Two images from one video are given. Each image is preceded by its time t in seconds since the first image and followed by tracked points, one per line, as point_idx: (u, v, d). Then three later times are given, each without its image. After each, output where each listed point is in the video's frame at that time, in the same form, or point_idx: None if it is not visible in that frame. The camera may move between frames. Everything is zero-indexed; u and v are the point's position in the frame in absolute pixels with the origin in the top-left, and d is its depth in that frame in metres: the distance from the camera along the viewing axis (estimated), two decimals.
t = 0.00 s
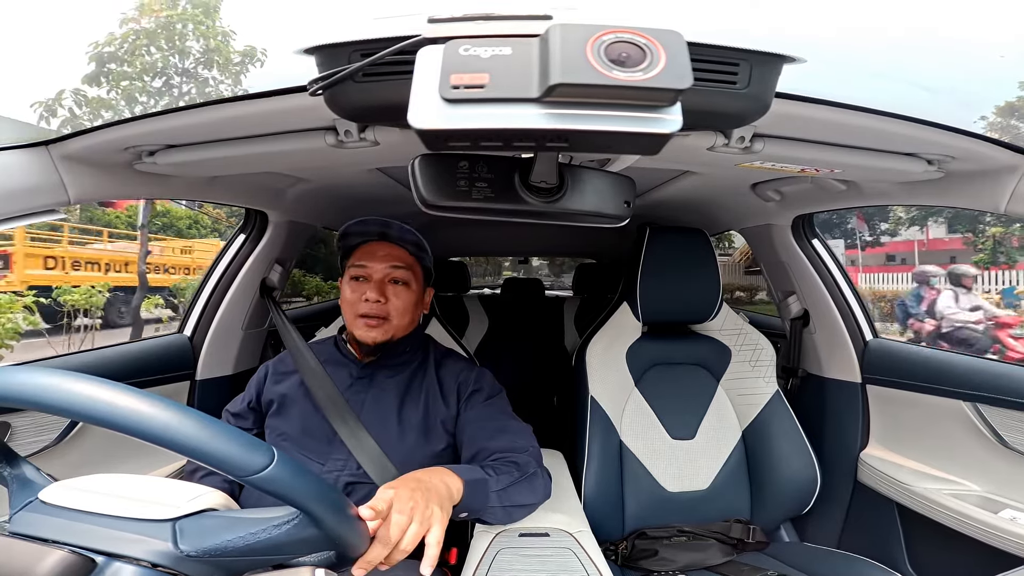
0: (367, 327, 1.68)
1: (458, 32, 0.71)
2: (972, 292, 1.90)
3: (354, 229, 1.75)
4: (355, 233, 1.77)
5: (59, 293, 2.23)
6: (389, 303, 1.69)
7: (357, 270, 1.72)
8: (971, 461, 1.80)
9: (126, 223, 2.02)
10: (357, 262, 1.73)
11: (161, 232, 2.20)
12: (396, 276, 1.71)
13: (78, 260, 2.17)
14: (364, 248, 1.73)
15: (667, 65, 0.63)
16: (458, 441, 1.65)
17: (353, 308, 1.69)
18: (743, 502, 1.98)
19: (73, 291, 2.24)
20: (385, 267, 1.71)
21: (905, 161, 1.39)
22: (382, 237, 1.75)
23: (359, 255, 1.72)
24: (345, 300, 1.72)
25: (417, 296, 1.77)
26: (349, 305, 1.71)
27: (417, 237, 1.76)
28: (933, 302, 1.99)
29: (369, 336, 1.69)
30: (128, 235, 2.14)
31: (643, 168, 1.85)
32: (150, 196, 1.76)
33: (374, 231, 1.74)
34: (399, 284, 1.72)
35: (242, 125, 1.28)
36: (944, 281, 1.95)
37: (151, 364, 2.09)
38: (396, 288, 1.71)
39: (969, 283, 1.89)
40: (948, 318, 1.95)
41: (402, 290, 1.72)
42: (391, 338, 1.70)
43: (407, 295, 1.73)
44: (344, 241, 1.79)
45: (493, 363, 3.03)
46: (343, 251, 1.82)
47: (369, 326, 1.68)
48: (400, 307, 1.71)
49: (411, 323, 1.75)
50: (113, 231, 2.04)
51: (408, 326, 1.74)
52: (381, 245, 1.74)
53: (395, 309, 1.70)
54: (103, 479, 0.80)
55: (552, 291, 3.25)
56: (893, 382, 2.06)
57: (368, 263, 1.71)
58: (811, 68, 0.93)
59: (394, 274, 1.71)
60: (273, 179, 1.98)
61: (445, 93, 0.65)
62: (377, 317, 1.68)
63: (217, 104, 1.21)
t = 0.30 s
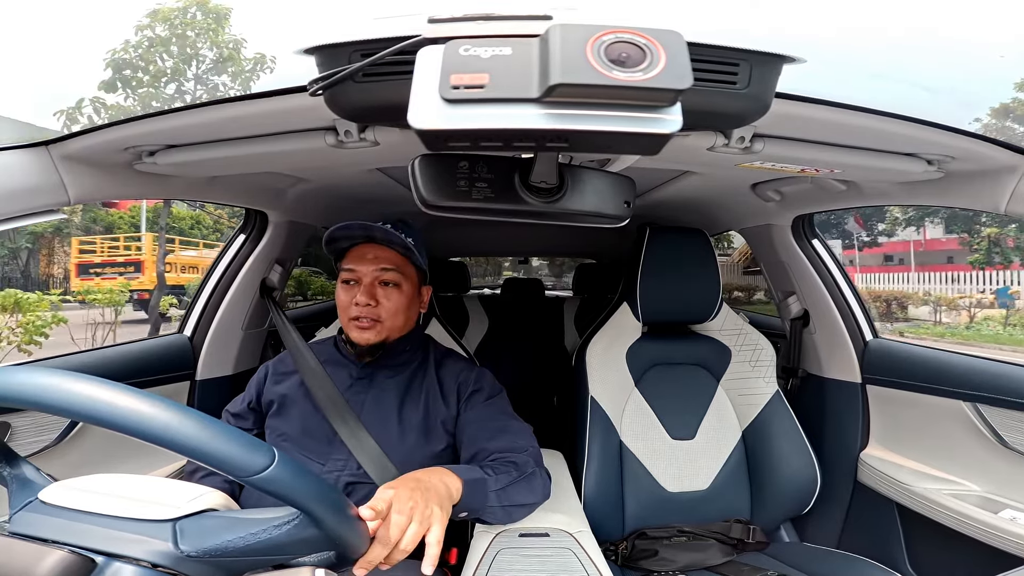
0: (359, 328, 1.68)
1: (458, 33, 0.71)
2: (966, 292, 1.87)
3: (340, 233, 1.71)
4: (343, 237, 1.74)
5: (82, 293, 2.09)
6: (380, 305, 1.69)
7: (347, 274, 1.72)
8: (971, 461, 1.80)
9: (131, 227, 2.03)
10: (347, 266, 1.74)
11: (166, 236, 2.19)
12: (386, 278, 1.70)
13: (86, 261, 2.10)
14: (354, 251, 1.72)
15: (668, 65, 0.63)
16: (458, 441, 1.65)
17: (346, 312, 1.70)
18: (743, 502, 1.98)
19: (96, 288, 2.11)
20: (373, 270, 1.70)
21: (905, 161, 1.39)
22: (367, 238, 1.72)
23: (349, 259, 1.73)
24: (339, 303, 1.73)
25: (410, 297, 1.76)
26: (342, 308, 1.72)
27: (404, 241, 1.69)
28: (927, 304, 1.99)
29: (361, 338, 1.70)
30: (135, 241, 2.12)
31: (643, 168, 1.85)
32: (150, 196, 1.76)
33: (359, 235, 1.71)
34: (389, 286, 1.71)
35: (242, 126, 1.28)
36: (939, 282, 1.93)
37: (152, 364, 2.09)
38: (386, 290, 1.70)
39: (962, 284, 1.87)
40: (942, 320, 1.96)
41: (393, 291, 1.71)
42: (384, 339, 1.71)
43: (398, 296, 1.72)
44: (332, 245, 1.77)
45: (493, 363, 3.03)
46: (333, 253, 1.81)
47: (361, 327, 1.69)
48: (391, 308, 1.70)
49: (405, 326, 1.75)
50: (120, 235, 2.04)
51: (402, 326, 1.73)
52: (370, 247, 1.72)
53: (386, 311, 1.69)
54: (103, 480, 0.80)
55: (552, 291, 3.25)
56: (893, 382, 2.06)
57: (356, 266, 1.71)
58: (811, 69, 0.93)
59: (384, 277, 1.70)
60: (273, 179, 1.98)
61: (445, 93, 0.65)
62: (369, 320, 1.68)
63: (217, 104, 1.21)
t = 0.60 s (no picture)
0: (357, 328, 1.69)
1: (459, 33, 0.71)
2: (960, 292, 1.86)
3: (338, 233, 1.70)
4: (341, 236, 1.73)
5: (100, 292, 2.11)
6: (378, 305, 1.69)
7: (346, 273, 1.72)
8: (970, 461, 1.80)
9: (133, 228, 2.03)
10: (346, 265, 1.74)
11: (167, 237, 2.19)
12: (384, 278, 1.70)
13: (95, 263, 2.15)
14: (352, 251, 1.72)
15: (668, 65, 0.63)
16: (458, 441, 1.65)
17: (344, 312, 1.71)
18: (743, 502, 1.98)
19: (114, 287, 2.15)
20: (371, 270, 1.70)
21: (905, 162, 1.39)
22: (366, 238, 1.71)
23: (347, 259, 1.72)
24: (338, 302, 1.73)
25: (409, 298, 1.76)
26: (340, 308, 1.72)
27: (402, 242, 1.69)
28: (923, 303, 1.98)
29: (360, 337, 1.70)
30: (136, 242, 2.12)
31: (643, 168, 1.85)
32: (150, 196, 1.76)
33: (358, 235, 1.70)
34: (388, 286, 1.71)
35: (243, 126, 1.28)
36: (935, 282, 1.92)
37: (152, 365, 2.09)
38: (384, 290, 1.70)
39: (957, 284, 1.86)
40: (937, 320, 1.96)
41: (391, 292, 1.71)
42: (382, 338, 1.71)
43: (395, 297, 1.72)
44: (330, 245, 1.76)
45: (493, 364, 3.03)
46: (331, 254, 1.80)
47: (360, 327, 1.69)
48: (388, 309, 1.70)
49: (404, 326, 1.76)
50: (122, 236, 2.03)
51: (400, 326, 1.74)
52: (367, 247, 1.72)
53: (383, 311, 1.69)
54: (103, 480, 0.80)
55: (552, 292, 3.25)
56: (893, 382, 2.06)
57: (355, 266, 1.71)
58: (811, 69, 0.93)
59: (382, 277, 1.70)
60: (273, 179, 1.98)
61: (445, 93, 0.65)
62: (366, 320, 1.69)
63: (217, 104, 1.21)
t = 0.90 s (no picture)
0: (359, 327, 1.68)
1: (458, 33, 0.71)
2: (956, 292, 1.90)
3: (343, 233, 1.73)
4: (344, 236, 1.75)
5: (120, 292, 2.12)
6: (379, 303, 1.68)
7: (348, 272, 1.72)
8: (971, 462, 1.80)
9: (136, 228, 2.03)
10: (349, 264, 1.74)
11: (169, 237, 2.19)
12: (386, 277, 1.70)
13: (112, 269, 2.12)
14: (354, 250, 1.73)
15: (667, 65, 0.63)
16: (457, 441, 1.65)
17: (346, 311, 1.70)
18: (743, 502, 1.98)
19: (132, 287, 2.18)
20: (374, 268, 1.70)
21: (904, 162, 1.39)
22: (370, 237, 1.73)
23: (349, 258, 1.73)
24: (339, 301, 1.73)
25: (410, 297, 1.75)
26: (342, 307, 1.72)
27: (405, 239, 1.69)
28: (918, 304, 2.04)
29: (361, 336, 1.70)
30: (139, 243, 2.11)
31: (642, 168, 1.85)
32: (150, 196, 1.76)
33: (362, 234, 1.72)
34: (390, 284, 1.71)
35: (243, 126, 1.28)
36: (931, 282, 1.97)
37: (152, 364, 2.09)
38: (386, 288, 1.70)
39: (952, 284, 1.91)
40: (931, 320, 2.00)
41: (393, 290, 1.71)
42: (384, 337, 1.71)
43: (399, 295, 1.72)
44: (334, 245, 1.78)
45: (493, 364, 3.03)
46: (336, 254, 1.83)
47: (361, 325, 1.68)
48: (390, 307, 1.70)
49: (405, 326, 1.75)
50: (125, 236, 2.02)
51: (401, 325, 1.73)
52: (370, 246, 1.73)
53: (385, 310, 1.69)
54: (104, 480, 0.80)
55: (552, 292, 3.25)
56: (893, 382, 2.06)
57: (357, 265, 1.71)
58: (812, 68, 0.93)
59: (384, 275, 1.70)
60: (274, 179, 1.98)
61: (445, 94, 0.65)
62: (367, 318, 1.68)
63: (218, 104, 1.21)
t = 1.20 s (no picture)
0: (359, 326, 1.68)
1: (458, 33, 0.71)
2: (949, 292, 1.89)
3: (344, 231, 1.72)
4: (346, 235, 1.75)
5: (140, 291, 2.15)
6: (380, 303, 1.68)
7: (350, 271, 1.72)
8: (971, 462, 1.80)
9: (140, 229, 2.02)
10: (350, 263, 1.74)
11: (173, 238, 2.18)
12: (387, 276, 1.70)
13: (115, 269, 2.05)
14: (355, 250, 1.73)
15: (667, 65, 0.63)
16: (457, 441, 1.65)
17: (346, 310, 1.70)
18: (743, 503, 1.97)
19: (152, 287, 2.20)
20: (375, 268, 1.70)
21: (904, 162, 1.39)
22: (372, 237, 1.73)
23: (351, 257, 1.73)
24: (341, 300, 1.73)
25: (410, 297, 1.76)
26: (343, 306, 1.72)
27: (407, 238, 1.69)
28: (912, 303, 2.03)
29: (361, 336, 1.70)
30: (144, 244, 2.08)
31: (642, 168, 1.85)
32: (150, 197, 1.76)
33: (363, 233, 1.72)
34: (390, 284, 1.71)
35: (243, 126, 1.28)
36: (927, 282, 1.96)
37: (152, 365, 2.09)
38: (387, 288, 1.70)
39: (946, 284, 1.89)
40: (925, 319, 1.99)
41: (394, 290, 1.71)
42: (384, 337, 1.71)
43: (399, 294, 1.72)
44: (335, 244, 1.78)
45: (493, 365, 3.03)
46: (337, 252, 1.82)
47: (362, 325, 1.68)
48: (391, 307, 1.70)
49: (405, 326, 1.75)
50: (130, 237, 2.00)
51: (402, 325, 1.73)
52: (372, 246, 1.73)
53: (386, 309, 1.69)
54: (105, 479, 0.80)
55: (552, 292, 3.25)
56: (893, 382, 2.06)
57: (359, 264, 1.71)
58: (811, 68, 0.93)
59: (385, 275, 1.70)
60: (274, 180, 1.98)
61: (445, 94, 0.65)
62: (368, 318, 1.68)
63: (218, 104, 1.21)
